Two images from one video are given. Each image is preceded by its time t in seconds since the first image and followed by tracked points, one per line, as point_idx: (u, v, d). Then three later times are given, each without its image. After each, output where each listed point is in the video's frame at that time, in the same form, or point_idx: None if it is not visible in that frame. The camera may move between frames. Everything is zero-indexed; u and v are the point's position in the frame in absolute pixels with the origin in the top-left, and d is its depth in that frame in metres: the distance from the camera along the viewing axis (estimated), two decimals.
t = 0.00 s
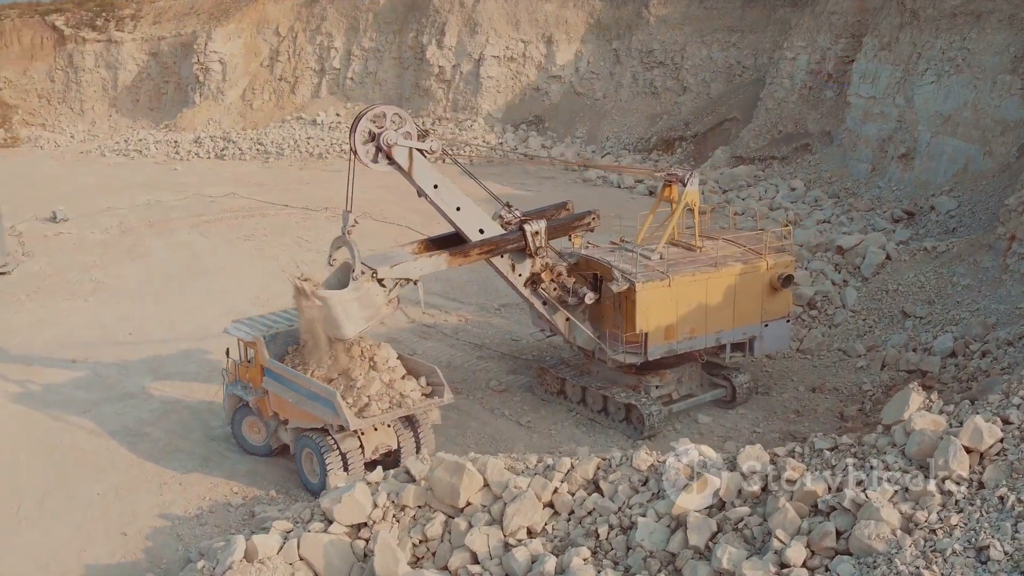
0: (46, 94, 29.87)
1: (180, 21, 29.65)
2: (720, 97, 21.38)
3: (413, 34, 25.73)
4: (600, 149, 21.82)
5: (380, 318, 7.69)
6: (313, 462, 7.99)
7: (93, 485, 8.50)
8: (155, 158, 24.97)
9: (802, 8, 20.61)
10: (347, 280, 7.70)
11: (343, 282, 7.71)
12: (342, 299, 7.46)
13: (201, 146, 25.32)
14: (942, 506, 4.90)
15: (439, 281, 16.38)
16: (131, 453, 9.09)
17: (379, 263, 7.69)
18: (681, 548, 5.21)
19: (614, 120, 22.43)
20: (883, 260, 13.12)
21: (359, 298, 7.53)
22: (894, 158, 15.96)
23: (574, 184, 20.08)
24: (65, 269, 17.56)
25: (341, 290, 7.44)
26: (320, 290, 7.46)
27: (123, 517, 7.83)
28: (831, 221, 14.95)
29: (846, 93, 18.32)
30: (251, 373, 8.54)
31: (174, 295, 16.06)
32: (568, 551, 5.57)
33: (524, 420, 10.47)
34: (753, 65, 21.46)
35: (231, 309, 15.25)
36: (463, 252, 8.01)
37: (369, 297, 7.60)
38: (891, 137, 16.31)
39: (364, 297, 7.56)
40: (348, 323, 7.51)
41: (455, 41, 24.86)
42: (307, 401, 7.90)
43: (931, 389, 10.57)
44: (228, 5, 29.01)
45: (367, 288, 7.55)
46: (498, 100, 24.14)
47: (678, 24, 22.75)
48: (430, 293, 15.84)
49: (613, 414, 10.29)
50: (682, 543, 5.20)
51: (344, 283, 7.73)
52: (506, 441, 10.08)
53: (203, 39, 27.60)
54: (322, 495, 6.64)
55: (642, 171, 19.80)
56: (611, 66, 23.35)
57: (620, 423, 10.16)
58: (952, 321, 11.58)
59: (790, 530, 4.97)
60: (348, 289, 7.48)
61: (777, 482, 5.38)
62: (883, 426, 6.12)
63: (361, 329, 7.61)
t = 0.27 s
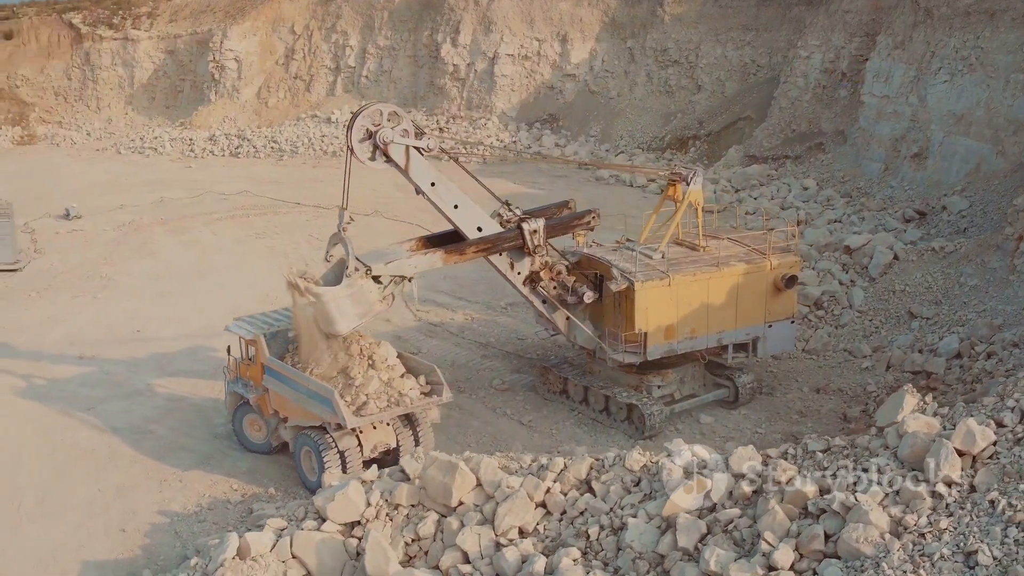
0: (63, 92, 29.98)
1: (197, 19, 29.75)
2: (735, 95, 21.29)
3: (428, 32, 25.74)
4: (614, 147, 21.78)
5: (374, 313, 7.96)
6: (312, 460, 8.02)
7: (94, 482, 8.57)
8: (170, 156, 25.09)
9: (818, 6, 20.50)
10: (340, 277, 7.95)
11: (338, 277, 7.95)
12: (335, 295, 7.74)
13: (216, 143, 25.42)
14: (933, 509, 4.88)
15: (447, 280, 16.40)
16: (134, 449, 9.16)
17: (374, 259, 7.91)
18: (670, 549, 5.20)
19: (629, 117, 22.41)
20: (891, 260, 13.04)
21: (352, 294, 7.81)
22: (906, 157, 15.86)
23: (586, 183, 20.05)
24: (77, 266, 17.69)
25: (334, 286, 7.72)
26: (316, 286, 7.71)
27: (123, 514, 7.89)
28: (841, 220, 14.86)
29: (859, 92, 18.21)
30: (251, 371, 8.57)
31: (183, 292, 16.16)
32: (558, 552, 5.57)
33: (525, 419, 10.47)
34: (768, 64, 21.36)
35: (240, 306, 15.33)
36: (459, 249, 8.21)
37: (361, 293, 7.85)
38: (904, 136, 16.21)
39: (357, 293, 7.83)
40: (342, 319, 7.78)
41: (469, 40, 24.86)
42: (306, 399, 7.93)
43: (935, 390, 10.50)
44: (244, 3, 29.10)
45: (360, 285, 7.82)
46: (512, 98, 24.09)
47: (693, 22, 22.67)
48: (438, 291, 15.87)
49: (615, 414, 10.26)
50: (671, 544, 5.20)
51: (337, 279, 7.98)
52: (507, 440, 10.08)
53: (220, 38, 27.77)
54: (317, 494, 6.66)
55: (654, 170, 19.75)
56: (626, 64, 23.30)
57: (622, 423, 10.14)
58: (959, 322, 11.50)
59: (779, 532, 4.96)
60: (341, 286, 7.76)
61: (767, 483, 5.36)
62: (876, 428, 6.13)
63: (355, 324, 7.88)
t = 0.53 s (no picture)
0: (76, 90, 30.03)
1: (209, 17, 29.83)
2: (747, 94, 21.20)
3: (439, 31, 25.76)
4: (624, 146, 21.74)
5: (366, 311, 8.07)
6: (307, 458, 8.04)
7: (92, 477, 8.63)
8: (181, 154, 25.18)
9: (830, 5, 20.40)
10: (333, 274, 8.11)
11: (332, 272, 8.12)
12: (327, 292, 7.85)
13: (228, 141, 25.50)
14: (918, 512, 4.87)
15: (451, 278, 16.42)
16: (133, 445, 9.21)
17: (367, 256, 8.08)
18: (655, 550, 5.20)
19: (640, 115, 22.38)
20: (895, 260, 12.99)
21: (344, 291, 7.91)
22: (916, 156, 15.77)
23: (595, 182, 20.03)
24: (85, 263, 17.79)
25: (325, 284, 7.83)
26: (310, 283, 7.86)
27: (119, 510, 7.94)
28: (848, 220, 14.80)
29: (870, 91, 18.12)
30: (249, 368, 8.60)
31: (190, 289, 16.23)
32: (545, 551, 5.58)
33: (523, 418, 10.48)
34: (779, 63, 21.28)
35: (245, 304, 15.38)
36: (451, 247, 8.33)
37: (352, 291, 7.96)
38: (914, 135, 16.12)
39: (348, 290, 7.94)
40: (333, 316, 7.90)
41: (481, 38, 24.86)
42: (301, 396, 7.95)
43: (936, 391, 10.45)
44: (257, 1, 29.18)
45: (351, 282, 7.92)
46: (524, 97, 24.06)
47: (705, 21, 22.60)
48: (443, 290, 15.89)
49: (614, 413, 10.24)
50: (657, 545, 5.20)
51: (330, 276, 8.14)
52: (505, 439, 10.09)
53: (232, 36, 27.87)
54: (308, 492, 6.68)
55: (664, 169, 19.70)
56: (637, 63, 23.25)
57: (620, 422, 10.11)
58: (962, 322, 11.43)
59: (763, 535, 4.96)
60: (332, 283, 7.87)
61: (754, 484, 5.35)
62: (866, 430, 6.16)
63: (347, 321, 7.99)
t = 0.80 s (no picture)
0: (86, 88, 30.15)
1: (219, 15, 29.90)
2: (755, 93, 21.15)
3: (448, 29, 25.77)
4: (632, 145, 21.71)
5: (360, 309, 8.12)
6: (301, 456, 8.07)
7: (89, 474, 8.67)
8: (189, 152, 25.27)
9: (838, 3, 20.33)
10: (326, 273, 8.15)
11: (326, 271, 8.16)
12: (320, 290, 7.90)
13: (236, 139, 25.56)
14: (904, 514, 4.87)
15: (454, 276, 16.42)
16: (130, 443, 9.26)
17: (361, 255, 8.13)
18: (641, 551, 5.21)
19: (648, 113, 22.37)
20: (898, 259, 12.95)
21: (337, 289, 7.97)
22: (923, 156, 15.70)
23: (602, 180, 20.01)
24: (91, 260, 17.87)
25: (319, 282, 7.89)
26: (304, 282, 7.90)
27: (115, 507, 7.98)
28: (854, 220, 14.73)
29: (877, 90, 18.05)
30: (245, 366, 8.63)
31: (194, 286, 16.30)
32: (532, 551, 5.58)
33: (520, 417, 10.48)
34: (787, 62, 21.22)
35: (249, 301, 15.43)
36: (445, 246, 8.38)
37: (345, 289, 8.01)
38: (921, 134, 16.05)
39: (341, 289, 7.99)
40: (327, 314, 7.96)
41: (489, 36, 24.87)
42: (296, 394, 7.98)
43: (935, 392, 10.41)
44: None
45: (345, 281, 7.98)
46: (532, 95, 24.06)
47: (713, 20, 22.55)
48: (446, 288, 15.91)
49: (611, 413, 10.23)
50: (642, 546, 5.21)
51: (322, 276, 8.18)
52: (502, 438, 10.10)
53: (242, 34, 27.96)
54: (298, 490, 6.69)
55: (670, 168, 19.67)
56: (646, 62, 23.23)
57: (617, 422, 10.11)
58: (962, 322, 11.38)
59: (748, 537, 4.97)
60: (325, 281, 7.92)
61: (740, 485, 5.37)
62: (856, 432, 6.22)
63: (340, 320, 8.04)
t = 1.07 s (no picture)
0: (97, 85, 30.28)
1: (230, 13, 29.97)
2: (764, 91, 21.08)
3: (457, 27, 25.76)
4: (640, 143, 21.68)
5: (354, 307, 8.14)
6: (294, 453, 8.10)
7: (86, 470, 8.73)
8: (198, 149, 25.35)
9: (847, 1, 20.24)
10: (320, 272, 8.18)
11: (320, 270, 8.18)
12: (313, 289, 7.93)
13: (245, 137, 25.62)
14: (884, 516, 5.01)
15: (456, 274, 16.43)
16: (127, 439, 9.31)
17: (354, 253, 8.15)
18: (623, 551, 5.27)
19: (656, 112, 22.33)
20: (899, 259, 12.91)
21: (331, 288, 8.00)
22: (930, 155, 15.63)
23: (608, 179, 19.99)
24: (96, 257, 17.97)
25: (312, 281, 7.92)
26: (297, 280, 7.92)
27: (109, 503, 8.04)
28: (859, 219, 14.66)
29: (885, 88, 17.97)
30: (240, 364, 8.66)
31: (198, 283, 16.36)
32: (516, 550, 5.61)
33: (515, 416, 10.49)
34: (796, 60, 21.13)
35: (252, 299, 15.48)
36: (440, 244, 8.38)
37: (339, 287, 8.04)
38: (928, 133, 15.97)
39: (335, 287, 8.02)
40: (321, 312, 7.98)
41: (498, 35, 24.87)
42: (289, 391, 8.01)
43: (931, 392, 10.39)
44: None
45: (338, 279, 8.01)
46: (540, 93, 24.06)
47: (722, 18, 22.48)
48: (449, 286, 15.92)
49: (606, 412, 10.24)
50: (624, 546, 5.26)
51: (316, 274, 8.20)
52: (498, 436, 10.11)
53: (251, 32, 28.02)
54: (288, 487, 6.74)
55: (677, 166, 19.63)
56: (654, 60, 23.18)
57: (613, 421, 10.11)
58: (962, 322, 11.33)
59: (727, 538, 5.08)
60: (319, 280, 7.96)
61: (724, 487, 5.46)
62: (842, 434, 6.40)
63: (334, 318, 8.07)
